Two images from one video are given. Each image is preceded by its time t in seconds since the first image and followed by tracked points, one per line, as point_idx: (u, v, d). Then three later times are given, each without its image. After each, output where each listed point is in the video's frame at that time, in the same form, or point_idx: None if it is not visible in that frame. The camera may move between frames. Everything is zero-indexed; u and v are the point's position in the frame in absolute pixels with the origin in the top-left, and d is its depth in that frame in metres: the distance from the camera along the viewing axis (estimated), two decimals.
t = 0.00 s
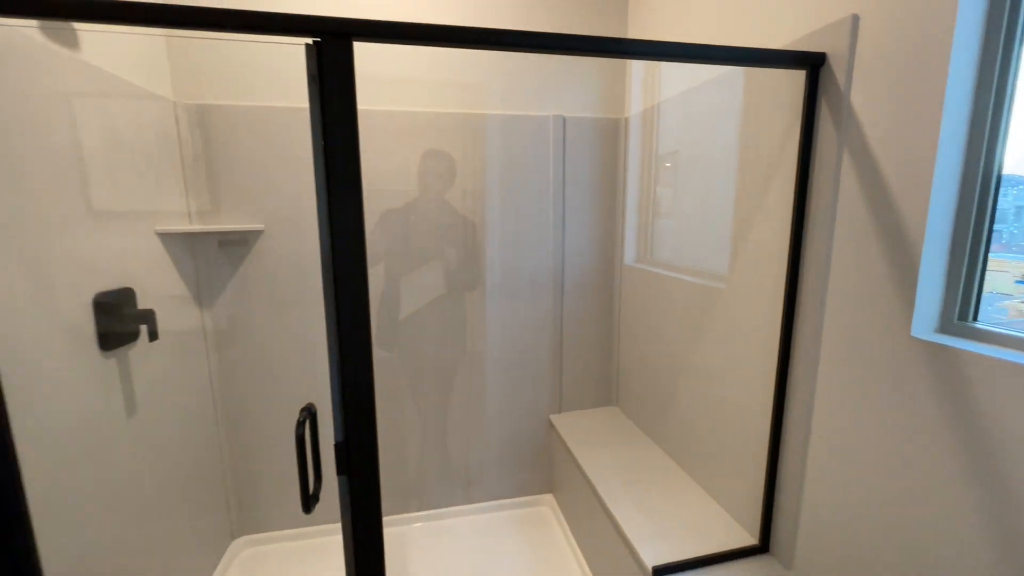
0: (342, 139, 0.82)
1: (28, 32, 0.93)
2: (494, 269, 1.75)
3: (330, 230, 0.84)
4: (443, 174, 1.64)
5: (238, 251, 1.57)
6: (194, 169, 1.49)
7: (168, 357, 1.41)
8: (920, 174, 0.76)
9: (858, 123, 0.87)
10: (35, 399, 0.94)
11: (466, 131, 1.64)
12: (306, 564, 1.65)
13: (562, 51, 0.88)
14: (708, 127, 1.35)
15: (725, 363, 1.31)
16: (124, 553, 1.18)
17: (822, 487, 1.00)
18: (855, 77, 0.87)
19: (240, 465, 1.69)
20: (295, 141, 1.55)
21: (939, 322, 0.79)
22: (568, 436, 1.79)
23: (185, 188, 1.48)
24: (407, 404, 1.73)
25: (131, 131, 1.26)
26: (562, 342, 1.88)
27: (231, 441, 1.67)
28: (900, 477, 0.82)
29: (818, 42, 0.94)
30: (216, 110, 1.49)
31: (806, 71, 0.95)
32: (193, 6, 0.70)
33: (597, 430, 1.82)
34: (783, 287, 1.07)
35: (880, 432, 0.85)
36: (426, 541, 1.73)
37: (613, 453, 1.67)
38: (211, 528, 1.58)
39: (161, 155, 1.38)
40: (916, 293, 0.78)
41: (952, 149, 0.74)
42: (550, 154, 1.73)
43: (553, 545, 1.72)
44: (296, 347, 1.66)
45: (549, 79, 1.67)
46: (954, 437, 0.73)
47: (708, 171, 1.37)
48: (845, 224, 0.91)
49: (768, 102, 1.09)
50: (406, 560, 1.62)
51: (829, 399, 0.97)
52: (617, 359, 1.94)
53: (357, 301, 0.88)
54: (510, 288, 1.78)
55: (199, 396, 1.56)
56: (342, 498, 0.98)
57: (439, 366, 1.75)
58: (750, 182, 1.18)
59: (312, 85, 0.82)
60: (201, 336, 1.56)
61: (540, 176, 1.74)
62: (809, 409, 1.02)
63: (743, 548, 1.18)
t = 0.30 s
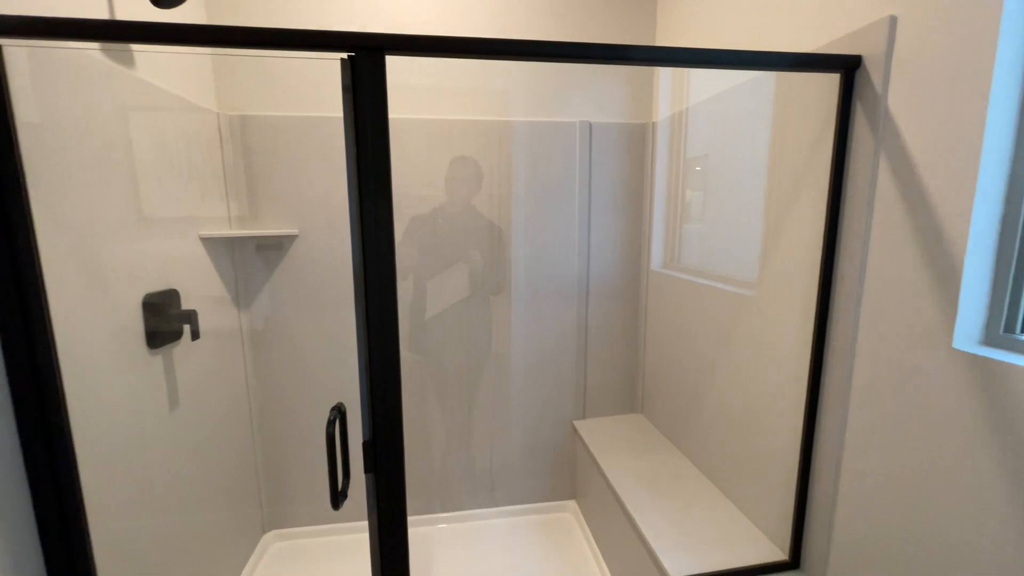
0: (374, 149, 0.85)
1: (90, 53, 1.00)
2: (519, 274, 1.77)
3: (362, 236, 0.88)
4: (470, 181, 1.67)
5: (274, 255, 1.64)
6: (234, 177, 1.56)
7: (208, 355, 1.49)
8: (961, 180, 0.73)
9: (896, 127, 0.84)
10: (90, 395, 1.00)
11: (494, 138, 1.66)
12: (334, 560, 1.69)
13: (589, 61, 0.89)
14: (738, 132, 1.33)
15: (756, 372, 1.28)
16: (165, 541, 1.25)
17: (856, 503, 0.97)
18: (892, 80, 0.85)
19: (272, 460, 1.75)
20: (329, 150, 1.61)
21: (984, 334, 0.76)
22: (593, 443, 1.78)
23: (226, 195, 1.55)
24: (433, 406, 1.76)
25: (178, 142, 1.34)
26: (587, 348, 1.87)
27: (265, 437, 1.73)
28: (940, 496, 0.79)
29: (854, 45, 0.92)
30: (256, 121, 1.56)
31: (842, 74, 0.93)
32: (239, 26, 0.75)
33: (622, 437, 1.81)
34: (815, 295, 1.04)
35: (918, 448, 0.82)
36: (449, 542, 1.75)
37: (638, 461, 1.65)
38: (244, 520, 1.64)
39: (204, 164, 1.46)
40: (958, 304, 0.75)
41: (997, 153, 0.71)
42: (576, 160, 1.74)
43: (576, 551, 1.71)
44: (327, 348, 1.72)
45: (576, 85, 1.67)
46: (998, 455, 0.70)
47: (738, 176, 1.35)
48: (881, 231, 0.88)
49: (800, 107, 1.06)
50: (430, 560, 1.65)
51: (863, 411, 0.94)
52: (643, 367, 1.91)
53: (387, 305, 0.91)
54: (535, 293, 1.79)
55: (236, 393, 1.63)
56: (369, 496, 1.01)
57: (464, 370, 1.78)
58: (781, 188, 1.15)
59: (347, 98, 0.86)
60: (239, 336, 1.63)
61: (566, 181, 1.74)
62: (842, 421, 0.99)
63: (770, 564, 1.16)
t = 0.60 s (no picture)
0: (399, 160, 0.87)
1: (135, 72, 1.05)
2: (540, 280, 1.77)
3: (386, 246, 0.90)
4: (491, 189, 1.69)
5: (301, 260, 1.69)
6: (264, 185, 1.62)
7: (237, 358, 1.54)
8: (1000, 190, 0.71)
9: (930, 134, 0.82)
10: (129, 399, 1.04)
11: (515, 145, 1.68)
12: (355, 562, 1.72)
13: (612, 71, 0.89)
14: (764, 138, 1.31)
15: (782, 384, 1.25)
16: (194, 539, 1.29)
17: (887, 522, 0.93)
18: (926, 86, 0.83)
19: (296, 461, 1.79)
20: (355, 159, 1.66)
21: None
22: (613, 452, 1.76)
23: (256, 203, 1.61)
24: (452, 411, 1.78)
25: (212, 153, 1.40)
26: (607, 355, 1.86)
27: (289, 439, 1.78)
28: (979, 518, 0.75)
29: (885, 50, 0.90)
30: (285, 131, 1.62)
31: (872, 80, 0.91)
32: (272, 44, 0.78)
33: (643, 447, 1.78)
34: (843, 306, 1.02)
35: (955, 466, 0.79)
36: (467, 548, 1.75)
37: (659, 472, 1.62)
38: (269, 519, 1.69)
39: (236, 174, 1.52)
40: (997, 318, 0.72)
41: None
42: (598, 167, 1.74)
43: (594, 560, 1.70)
44: (351, 352, 1.75)
45: (598, 93, 1.67)
46: None
47: (764, 183, 1.33)
48: (915, 241, 0.86)
49: (828, 113, 1.04)
50: (448, 565, 1.66)
51: (895, 427, 0.91)
52: (665, 375, 1.89)
53: (409, 312, 0.92)
54: (556, 299, 1.79)
55: (263, 395, 1.68)
56: (390, 500, 1.03)
57: (484, 376, 1.79)
58: (808, 195, 1.13)
59: (373, 110, 0.88)
60: (267, 339, 1.68)
61: (587, 188, 1.74)
62: (873, 436, 0.96)
63: None
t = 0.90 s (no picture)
0: (422, 169, 0.88)
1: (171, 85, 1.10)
2: (557, 286, 1.77)
3: (408, 253, 0.91)
4: (509, 195, 1.70)
5: (323, 266, 1.72)
6: (288, 192, 1.66)
7: (261, 360, 1.57)
8: None
9: (964, 141, 0.80)
10: (160, 399, 1.08)
11: (534, 152, 1.69)
12: (373, 564, 1.73)
13: (633, 79, 0.89)
14: (787, 144, 1.29)
15: (807, 394, 1.23)
16: (217, 538, 1.32)
17: (919, 539, 0.90)
18: (959, 91, 0.81)
19: (315, 463, 1.82)
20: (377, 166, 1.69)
21: None
22: (631, 460, 1.74)
23: (280, 210, 1.65)
24: (469, 416, 1.78)
25: (238, 160, 1.44)
26: (625, 362, 1.84)
27: (309, 441, 1.80)
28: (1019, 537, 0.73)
29: (914, 54, 0.88)
30: (309, 140, 1.66)
31: (902, 86, 0.89)
32: (301, 58, 0.81)
33: (662, 456, 1.76)
34: (871, 315, 0.99)
35: (992, 483, 0.76)
36: (483, 554, 1.75)
37: (679, 482, 1.60)
38: (288, 521, 1.71)
39: (262, 181, 1.56)
40: None
41: None
42: (616, 173, 1.73)
43: (611, 569, 1.68)
44: (370, 356, 1.77)
45: (617, 99, 1.67)
46: None
47: (787, 189, 1.31)
48: (948, 250, 0.83)
49: (853, 119, 1.02)
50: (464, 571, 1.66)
51: (928, 441, 0.88)
52: (684, 383, 1.86)
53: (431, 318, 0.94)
54: (573, 306, 1.79)
55: (285, 397, 1.71)
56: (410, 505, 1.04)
57: (501, 381, 1.79)
58: (834, 202, 1.11)
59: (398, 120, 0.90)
60: (289, 343, 1.72)
61: (605, 193, 1.74)
62: (903, 450, 0.93)
63: None
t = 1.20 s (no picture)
0: (441, 178, 0.90)
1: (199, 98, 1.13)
2: (572, 293, 1.77)
3: (427, 261, 0.93)
4: (524, 201, 1.71)
5: (341, 272, 1.75)
6: (307, 200, 1.69)
7: (280, 365, 1.60)
8: None
9: (989, 148, 0.79)
10: (183, 402, 1.11)
11: (549, 159, 1.70)
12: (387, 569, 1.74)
13: (651, 89, 0.89)
14: (805, 150, 1.28)
15: (827, 404, 1.21)
16: (235, 539, 1.34)
17: (946, 555, 0.88)
18: (985, 98, 0.80)
19: (331, 467, 1.83)
20: (393, 174, 1.72)
21: None
22: (645, 468, 1.73)
23: (300, 217, 1.68)
24: (484, 422, 1.79)
25: (260, 169, 1.47)
26: (640, 369, 1.83)
27: (325, 445, 1.82)
28: None
29: (938, 60, 0.87)
30: (328, 148, 1.69)
31: (924, 93, 0.88)
32: (325, 71, 0.83)
33: (678, 465, 1.74)
34: (894, 324, 0.98)
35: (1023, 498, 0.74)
36: (496, 561, 1.75)
37: (695, 491, 1.58)
38: (304, 524, 1.73)
39: (282, 189, 1.59)
40: None
41: None
42: (632, 180, 1.73)
43: None
44: (386, 361, 1.79)
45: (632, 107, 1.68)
46: None
47: (806, 196, 1.29)
48: (974, 259, 0.82)
49: (875, 126, 1.01)
50: None
51: (954, 454, 0.86)
52: (700, 392, 1.85)
53: (448, 325, 0.95)
54: (587, 312, 1.78)
55: (302, 401, 1.74)
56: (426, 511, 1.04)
57: (515, 388, 1.79)
58: (854, 210, 1.09)
59: (418, 131, 0.92)
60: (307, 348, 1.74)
61: (621, 200, 1.74)
62: (930, 463, 0.91)
63: None
